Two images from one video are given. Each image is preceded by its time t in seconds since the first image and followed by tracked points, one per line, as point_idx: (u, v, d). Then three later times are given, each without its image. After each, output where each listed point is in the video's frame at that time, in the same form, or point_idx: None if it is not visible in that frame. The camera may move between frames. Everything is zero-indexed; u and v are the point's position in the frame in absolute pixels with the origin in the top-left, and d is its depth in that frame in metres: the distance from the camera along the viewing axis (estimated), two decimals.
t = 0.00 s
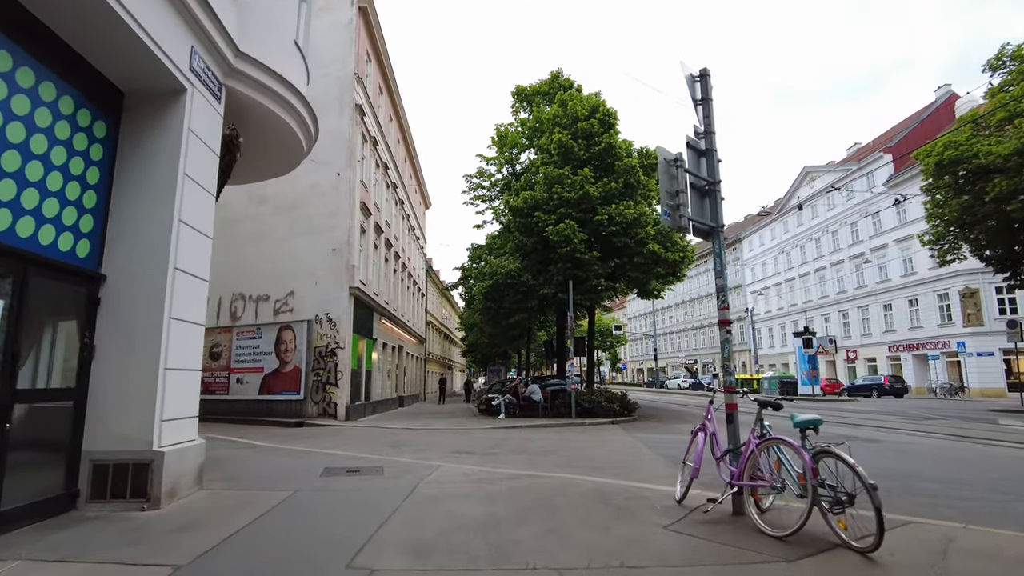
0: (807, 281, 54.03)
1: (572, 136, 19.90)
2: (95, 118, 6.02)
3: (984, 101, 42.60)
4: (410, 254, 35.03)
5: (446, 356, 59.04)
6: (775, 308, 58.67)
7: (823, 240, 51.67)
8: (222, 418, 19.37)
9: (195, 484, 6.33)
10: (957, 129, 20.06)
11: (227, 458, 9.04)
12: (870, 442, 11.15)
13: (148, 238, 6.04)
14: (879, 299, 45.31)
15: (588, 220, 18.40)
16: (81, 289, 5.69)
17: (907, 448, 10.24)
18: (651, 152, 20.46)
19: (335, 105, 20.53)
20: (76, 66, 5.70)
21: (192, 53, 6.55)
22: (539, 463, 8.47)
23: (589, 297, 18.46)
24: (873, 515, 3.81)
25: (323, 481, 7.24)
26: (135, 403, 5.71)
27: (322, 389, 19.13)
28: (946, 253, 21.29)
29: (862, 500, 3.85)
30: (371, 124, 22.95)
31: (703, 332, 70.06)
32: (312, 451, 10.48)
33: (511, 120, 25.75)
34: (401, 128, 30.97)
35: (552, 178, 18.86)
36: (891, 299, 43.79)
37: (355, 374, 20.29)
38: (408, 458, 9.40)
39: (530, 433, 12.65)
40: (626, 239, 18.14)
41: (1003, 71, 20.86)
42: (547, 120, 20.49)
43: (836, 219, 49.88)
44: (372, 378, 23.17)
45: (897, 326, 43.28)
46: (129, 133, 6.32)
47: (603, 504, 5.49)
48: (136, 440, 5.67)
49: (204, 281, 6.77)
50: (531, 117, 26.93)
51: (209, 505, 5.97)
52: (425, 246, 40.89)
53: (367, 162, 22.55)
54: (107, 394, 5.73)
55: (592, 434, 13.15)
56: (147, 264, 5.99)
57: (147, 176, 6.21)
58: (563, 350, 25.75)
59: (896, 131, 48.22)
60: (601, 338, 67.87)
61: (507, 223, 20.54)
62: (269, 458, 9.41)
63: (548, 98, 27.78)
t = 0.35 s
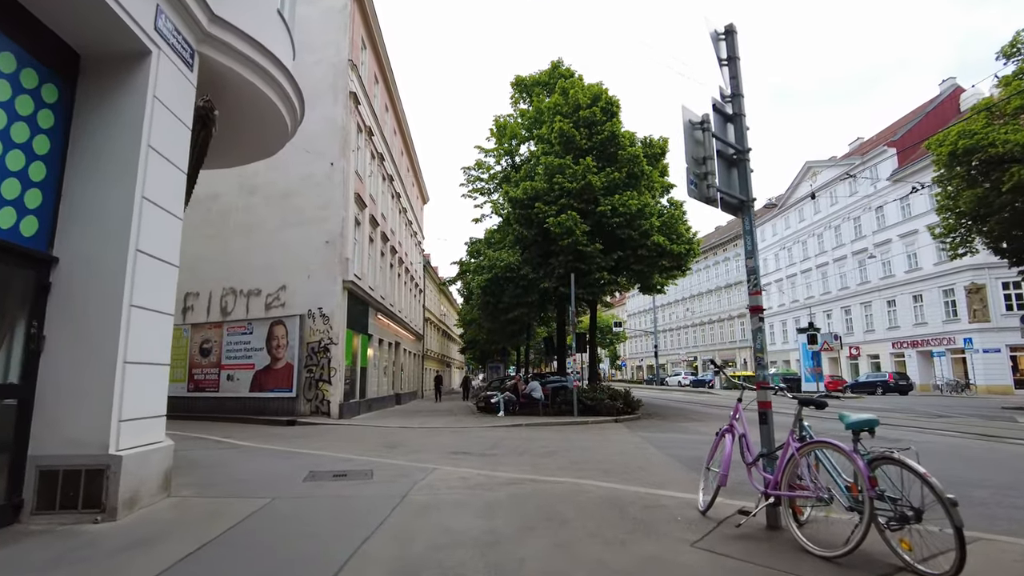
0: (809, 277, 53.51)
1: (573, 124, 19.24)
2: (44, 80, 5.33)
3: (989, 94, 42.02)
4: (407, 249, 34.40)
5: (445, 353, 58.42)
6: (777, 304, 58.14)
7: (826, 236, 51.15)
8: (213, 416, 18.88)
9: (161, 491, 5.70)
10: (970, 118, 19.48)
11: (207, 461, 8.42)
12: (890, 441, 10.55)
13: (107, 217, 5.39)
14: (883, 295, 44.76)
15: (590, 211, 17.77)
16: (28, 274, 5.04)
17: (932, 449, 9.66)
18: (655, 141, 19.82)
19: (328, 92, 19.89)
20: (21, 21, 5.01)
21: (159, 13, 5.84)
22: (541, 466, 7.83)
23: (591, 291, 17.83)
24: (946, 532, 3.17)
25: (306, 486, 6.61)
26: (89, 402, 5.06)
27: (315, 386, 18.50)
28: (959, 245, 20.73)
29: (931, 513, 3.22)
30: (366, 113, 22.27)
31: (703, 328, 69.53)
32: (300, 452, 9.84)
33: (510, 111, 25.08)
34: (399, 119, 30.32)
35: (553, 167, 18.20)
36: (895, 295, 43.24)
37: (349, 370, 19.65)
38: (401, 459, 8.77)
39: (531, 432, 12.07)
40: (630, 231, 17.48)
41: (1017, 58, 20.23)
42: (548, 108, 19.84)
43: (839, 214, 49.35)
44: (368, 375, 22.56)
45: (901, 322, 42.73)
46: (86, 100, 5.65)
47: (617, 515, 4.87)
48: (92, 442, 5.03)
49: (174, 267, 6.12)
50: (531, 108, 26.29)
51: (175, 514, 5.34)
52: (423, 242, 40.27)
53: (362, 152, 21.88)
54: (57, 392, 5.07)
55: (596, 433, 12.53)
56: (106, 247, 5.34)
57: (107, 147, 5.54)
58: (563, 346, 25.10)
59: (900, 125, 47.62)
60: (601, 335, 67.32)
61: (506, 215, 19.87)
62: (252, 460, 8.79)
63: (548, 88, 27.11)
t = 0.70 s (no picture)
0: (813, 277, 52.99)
1: (576, 117, 18.63)
2: None
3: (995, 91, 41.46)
4: (406, 247, 33.78)
5: (444, 354, 57.79)
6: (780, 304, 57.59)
7: (830, 235, 50.59)
8: (205, 418, 18.32)
9: (124, 508, 5.09)
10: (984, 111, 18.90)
11: (188, 469, 7.81)
12: (916, 446, 9.94)
13: (60, 200, 4.77)
14: (887, 295, 44.20)
15: (594, 206, 17.15)
16: None
17: (963, 456, 9.05)
18: (660, 135, 19.21)
19: (323, 83, 19.36)
20: None
21: None
22: (549, 476, 7.21)
23: (594, 289, 17.23)
24: None
25: (291, 500, 6.00)
26: (36, 410, 4.46)
27: (309, 388, 17.83)
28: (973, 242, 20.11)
29: None
30: (363, 106, 21.63)
31: (704, 328, 68.95)
32: (290, 458, 9.22)
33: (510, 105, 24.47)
34: (397, 115, 29.72)
35: (555, 160, 17.56)
36: (900, 294, 42.68)
37: (345, 371, 19.01)
38: (398, 468, 8.14)
39: (535, 437, 11.47)
40: (636, 227, 16.82)
41: None
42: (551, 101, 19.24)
43: (843, 213, 48.83)
44: (365, 376, 21.95)
45: (906, 322, 42.16)
46: (38, 68, 5.03)
47: (640, 540, 4.25)
48: (39, 456, 4.41)
49: (143, 256, 5.51)
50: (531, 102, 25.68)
51: (137, 534, 4.73)
52: (422, 240, 39.67)
53: (358, 146, 21.25)
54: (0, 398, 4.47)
55: (603, 437, 11.94)
56: (58, 234, 4.73)
57: (61, 121, 4.93)
58: (566, 346, 24.48)
59: (904, 123, 47.07)
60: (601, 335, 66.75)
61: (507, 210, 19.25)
62: (238, 469, 8.18)
63: (549, 81, 26.48)
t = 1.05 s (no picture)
0: (817, 277, 52.40)
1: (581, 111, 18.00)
2: None
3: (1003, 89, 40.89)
4: (405, 246, 33.18)
5: (443, 355, 57.12)
6: (783, 305, 57.00)
7: (834, 235, 50.01)
8: (197, 421, 17.68)
9: (77, 533, 4.43)
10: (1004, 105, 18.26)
11: (164, 480, 7.15)
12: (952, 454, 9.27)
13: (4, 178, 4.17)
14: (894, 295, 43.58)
15: (600, 201, 16.53)
16: None
17: (1003, 466, 8.40)
18: (668, 129, 18.59)
19: (320, 75, 18.77)
20: None
21: None
22: (560, 491, 6.54)
23: (600, 288, 16.60)
24: None
25: (273, 518, 5.34)
26: None
27: (304, 390, 17.20)
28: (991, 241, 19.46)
29: None
30: (361, 99, 21.04)
31: (707, 330, 68.34)
32: (278, 467, 8.59)
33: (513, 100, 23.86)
34: (396, 111, 29.10)
35: (559, 154, 16.93)
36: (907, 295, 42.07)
37: (341, 373, 18.36)
38: (395, 479, 7.47)
39: (541, 443, 10.84)
40: (643, 223, 16.18)
41: None
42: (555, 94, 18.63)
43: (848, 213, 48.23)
44: (362, 378, 21.32)
45: (913, 323, 41.53)
46: None
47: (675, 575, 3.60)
48: None
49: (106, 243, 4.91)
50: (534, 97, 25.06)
51: (87, 563, 4.08)
52: (422, 239, 39.06)
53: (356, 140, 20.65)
54: None
55: (612, 444, 11.31)
56: None
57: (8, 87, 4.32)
58: (569, 347, 23.83)
59: (910, 121, 46.48)
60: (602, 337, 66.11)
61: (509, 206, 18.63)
62: (220, 479, 7.52)
63: (552, 76, 25.87)
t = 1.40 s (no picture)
0: (822, 275, 51.79)
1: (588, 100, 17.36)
2: None
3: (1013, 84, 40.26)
4: (405, 243, 32.59)
5: (444, 354, 56.48)
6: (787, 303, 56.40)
7: (840, 232, 49.40)
8: (190, 421, 17.07)
9: (23, 555, 3.84)
10: None
11: (142, 488, 6.54)
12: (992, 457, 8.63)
13: None
14: (901, 293, 42.97)
15: (608, 193, 15.88)
16: None
17: None
18: (678, 119, 17.96)
19: (317, 63, 18.13)
20: None
21: None
22: (575, 501, 5.95)
23: (608, 283, 15.98)
24: None
25: (255, 534, 4.73)
26: None
27: (300, 389, 16.60)
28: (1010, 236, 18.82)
29: None
30: (360, 89, 20.41)
31: (709, 328, 67.74)
32: (268, 472, 7.98)
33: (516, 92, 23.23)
34: (396, 103, 28.45)
35: (565, 144, 16.29)
36: (915, 293, 41.46)
37: (339, 371, 17.74)
38: (394, 486, 6.87)
39: (550, 446, 10.24)
40: (653, 216, 15.56)
41: None
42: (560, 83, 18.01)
43: (854, 210, 47.61)
44: (361, 376, 20.71)
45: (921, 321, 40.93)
46: None
47: None
48: None
49: (68, 222, 4.43)
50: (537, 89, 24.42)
51: None
52: (422, 236, 38.44)
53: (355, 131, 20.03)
54: None
55: (624, 446, 10.70)
56: None
57: None
58: (573, 344, 23.21)
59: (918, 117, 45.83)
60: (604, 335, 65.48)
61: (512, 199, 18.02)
62: (203, 485, 6.90)
63: (555, 68, 25.23)
